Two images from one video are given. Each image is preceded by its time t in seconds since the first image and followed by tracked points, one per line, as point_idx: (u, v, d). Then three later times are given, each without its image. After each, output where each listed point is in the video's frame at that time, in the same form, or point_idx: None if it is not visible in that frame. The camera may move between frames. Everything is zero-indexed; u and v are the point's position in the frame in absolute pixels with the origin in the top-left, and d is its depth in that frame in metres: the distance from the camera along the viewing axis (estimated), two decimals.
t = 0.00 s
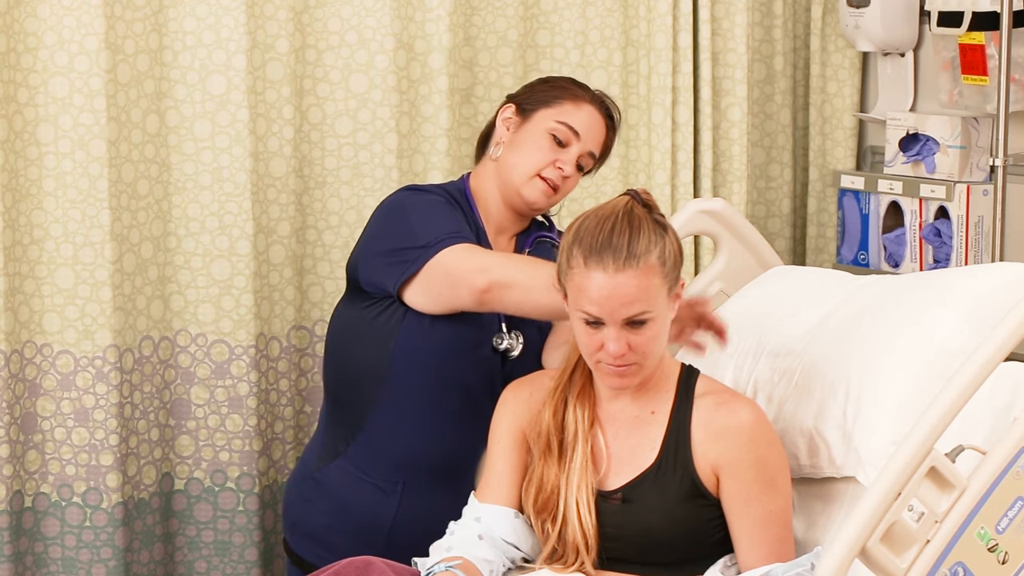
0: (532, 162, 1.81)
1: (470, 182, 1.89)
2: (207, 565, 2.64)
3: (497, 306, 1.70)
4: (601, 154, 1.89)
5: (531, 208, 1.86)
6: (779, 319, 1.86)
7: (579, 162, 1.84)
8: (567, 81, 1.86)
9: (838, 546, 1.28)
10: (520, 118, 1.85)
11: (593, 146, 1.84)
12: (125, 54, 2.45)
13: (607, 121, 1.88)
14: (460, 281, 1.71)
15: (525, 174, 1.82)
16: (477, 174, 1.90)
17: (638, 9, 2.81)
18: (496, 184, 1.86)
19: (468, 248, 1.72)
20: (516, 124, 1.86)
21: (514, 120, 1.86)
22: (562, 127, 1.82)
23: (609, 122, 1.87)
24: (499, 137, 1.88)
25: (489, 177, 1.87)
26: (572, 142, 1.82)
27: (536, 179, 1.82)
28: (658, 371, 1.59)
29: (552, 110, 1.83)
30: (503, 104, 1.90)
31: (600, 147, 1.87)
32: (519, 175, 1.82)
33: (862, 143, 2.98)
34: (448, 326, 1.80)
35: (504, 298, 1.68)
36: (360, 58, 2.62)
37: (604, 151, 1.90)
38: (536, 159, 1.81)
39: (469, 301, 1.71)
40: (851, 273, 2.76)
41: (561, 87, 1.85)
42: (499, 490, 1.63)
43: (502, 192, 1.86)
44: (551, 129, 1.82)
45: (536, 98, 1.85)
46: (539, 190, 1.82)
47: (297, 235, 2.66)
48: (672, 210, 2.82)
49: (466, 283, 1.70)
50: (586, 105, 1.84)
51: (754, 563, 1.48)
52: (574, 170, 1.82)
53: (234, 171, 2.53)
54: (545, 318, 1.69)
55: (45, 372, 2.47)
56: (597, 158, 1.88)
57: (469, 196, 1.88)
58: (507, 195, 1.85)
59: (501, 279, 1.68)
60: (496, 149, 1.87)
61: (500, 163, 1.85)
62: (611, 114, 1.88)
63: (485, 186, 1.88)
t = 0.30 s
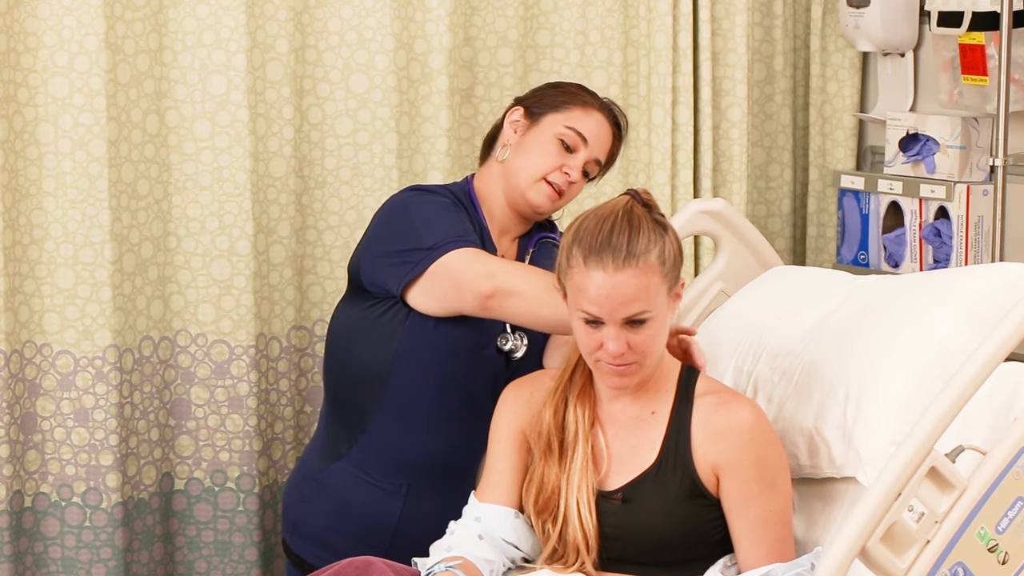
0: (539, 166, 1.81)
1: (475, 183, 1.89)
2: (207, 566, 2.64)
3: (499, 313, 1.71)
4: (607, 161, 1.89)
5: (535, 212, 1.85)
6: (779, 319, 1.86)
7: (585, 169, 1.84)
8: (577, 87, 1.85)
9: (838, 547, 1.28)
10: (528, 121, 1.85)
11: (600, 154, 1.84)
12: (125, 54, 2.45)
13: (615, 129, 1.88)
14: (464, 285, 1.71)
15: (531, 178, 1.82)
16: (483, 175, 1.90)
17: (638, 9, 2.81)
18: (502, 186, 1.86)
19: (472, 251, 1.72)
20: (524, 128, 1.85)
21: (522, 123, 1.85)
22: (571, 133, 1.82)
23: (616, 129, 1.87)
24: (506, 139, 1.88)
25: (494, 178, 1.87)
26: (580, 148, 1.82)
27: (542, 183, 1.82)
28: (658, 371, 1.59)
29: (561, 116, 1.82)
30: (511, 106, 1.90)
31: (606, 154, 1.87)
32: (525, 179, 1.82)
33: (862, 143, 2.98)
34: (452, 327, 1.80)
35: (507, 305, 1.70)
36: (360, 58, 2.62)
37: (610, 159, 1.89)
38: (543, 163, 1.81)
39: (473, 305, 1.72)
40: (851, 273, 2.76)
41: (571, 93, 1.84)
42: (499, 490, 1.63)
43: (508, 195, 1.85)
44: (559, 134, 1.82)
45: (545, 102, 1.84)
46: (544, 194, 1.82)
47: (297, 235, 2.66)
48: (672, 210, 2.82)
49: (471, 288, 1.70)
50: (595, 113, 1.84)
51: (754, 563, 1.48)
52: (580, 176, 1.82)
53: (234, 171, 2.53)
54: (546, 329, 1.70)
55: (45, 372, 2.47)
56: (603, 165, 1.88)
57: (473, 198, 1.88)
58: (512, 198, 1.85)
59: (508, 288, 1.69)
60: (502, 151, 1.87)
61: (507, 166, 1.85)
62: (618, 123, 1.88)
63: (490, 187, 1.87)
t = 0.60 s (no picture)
0: (541, 167, 1.81)
1: (476, 184, 1.89)
2: (207, 565, 2.64)
3: (508, 310, 1.71)
4: (608, 163, 1.89)
5: (536, 213, 1.85)
6: (780, 318, 1.86)
7: (586, 170, 1.84)
8: (578, 89, 1.85)
9: (838, 546, 1.28)
10: (530, 123, 1.85)
11: (602, 156, 1.84)
12: (125, 54, 2.46)
13: (616, 132, 1.88)
14: (470, 285, 1.71)
15: (534, 179, 1.82)
16: (484, 175, 1.90)
17: (638, 9, 2.81)
18: (504, 187, 1.86)
19: (477, 249, 1.72)
20: (525, 129, 1.85)
21: (524, 124, 1.85)
22: (573, 134, 1.81)
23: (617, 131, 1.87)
24: (507, 140, 1.87)
25: (496, 179, 1.87)
26: (582, 150, 1.82)
27: (544, 184, 1.82)
28: (658, 371, 1.59)
29: (563, 117, 1.82)
30: (512, 107, 1.90)
31: (607, 155, 1.87)
32: (527, 180, 1.82)
33: (862, 143, 2.98)
34: (453, 327, 1.80)
35: (514, 301, 1.69)
36: (360, 58, 2.62)
37: (611, 161, 1.90)
38: (545, 164, 1.81)
39: (479, 304, 1.72)
40: (851, 273, 2.76)
41: (573, 95, 1.84)
42: (499, 490, 1.63)
43: (509, 196, 1.86)
44: (562, 135, 1.81)
45: (547, 104, 1.84)
46: (546, 195, 1.82)
47: (297, 235, 2.66)
48: (672, 210, 2.82)
49: (477, 288, 1.70)
50: (597, 114, 1.84)
51: (754, 563, 1.48)
52: (582, 178, 1.82)
53: (234, 171, 2.53)
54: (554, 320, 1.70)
55: (45, 372, 2.47)
56: (604, 167, 1.88)
57: (474, 197, 1.88)
58: (513, 199, 1.85)
59: (513, 283, 1.68)
60: (504, 152, 1.86)
61: (509, 167, 1.85)
62: (619, 125, 1.88)
63: (492, 188, 1.87)
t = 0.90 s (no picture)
0: (542, 168, 1.81)
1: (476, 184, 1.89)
2: (207, 566, 2.64)
3: (508, 312, 1.70)
4: (608, 165, 1.89)
5: (536, 213, 1.85)
6: (780, 318, 1.86)
7: (587, 172, 1.84)
8: (580, 91, 1.85)
9: (838, 546, 1.28)
10: (531, 123, 1.85)
11: (602, 158, 1.84)
12: (125, 54, 2.46)
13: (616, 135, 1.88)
14: (471, 286, 1.71)
15: (534, 179, 1.82)
16: (484, 176, 1.90)
17: (638, 9, 2.81)
18: (504, 188, 1.86)
19: (477, 249, 1.72)
20: (526, 130, 1.85)
21: (525, 125, 1.85)
22: (574, 136, 1.81)
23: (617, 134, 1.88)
24: (508, 141, 1.87)
25: (496, 179, 1.87)
26: (583, 151, 1.82)
27: (544, 184, 1.82)
28: (659, 371, 1.59)
29: (565, 119, 1.82)
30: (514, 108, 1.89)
31: (607, 158, 1.87)
32: (527, 181, 1.82)
33: (862, 143, 2.98)
34: (453, 328, 1.80)
35: (514, 302, 1.69)
36: (360, 58, 2.62)
37: (611, 164, 1.90)
38: (546, 165, 1.81)
39: (479, 305, 1.72)
40: (851, 273, 2.76)
41: (574, 97, 1.84)
42: (500, 490, 1.63)
43: (509, 196, 1.86)
44: (563, 137, 1.81)
45: (548, 105, 1.84)
46: (546, 195, 1.82)
47: (297, 235, 2.66)
48: (672, 210, 2.82)
49: (478, 289, 1.70)
50: (598, 117, 1.84)
51: (754, 563, 1.48)
52: (582, 180, 1.82)
53: (234, 171, 2.53)
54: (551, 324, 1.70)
55: (45, 372, 2.47)
56: (604, 169, 1.88)
57: (474, 198, 1.88)
58: (513, 199, 1.85)
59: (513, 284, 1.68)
60: (505, 153, 1.86)
61: (509, 167, 1.85)
62: (620, 129, 1.89)
63: (492, 188, 1.87)
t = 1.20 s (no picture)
0: (541, 172, 1.81)
1: (477, 184, 1.89)
2: (207, 565, 2.64)
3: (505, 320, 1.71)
4: (608, 171, 1.89)
5: (534, 217, 1.86)
6: (779, 319, 1.86)
7: (586, 178, 1.84)
8: (584, 95, 1.85)
9: (838, 546, 1.28)
10: (533, 126, 1.84)
11: (602, 164, 1.84)
12: (125, 54, 2.46)
13: (619, 140, 1.88)
14: (470, 292, 1.71)
15: (533, 183, 1.82)
16: (485, 176, 1.90)
17: (638, 9, 2.81)
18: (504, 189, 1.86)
19: (478, 254, 1.72)
20: (529, 132, 1.85)
21: (528, 128, 1.85)
22: (575, 141, 1.81)
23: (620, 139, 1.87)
24: (510, 143, 1.87)
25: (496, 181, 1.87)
26: (583, 158, 1.82)
27: (542, 189, 1.82)
28: (659, 372, 1.59)
29: (567, 124, 1.82)
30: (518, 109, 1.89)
31: (608, 164, 1.87)
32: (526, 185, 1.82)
33: (862, 143, 2.98)
34: (454, 330, 1.80)
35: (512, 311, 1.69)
36: (360, 58, 2.62)
37: (612, 169, 1.90)
38: (545, 169, 1.81)
39: (478, 310, 1.71)
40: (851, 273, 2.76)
41: (578, 102, 1.84)
42: (500, 491, 1.63)
43: (508, 198, 1.86)
44: (563, 142, 1.81)
45: (552, 108, 1.84)
46: (545, 200, 1.82)
47: (297, 235, 2.66)
48: (672, 210, 2.82)
49: (477, 295, 1.70)
50: (600, 123, 1.84)
51: (754, 564, 1.48)
52: (581, 186, 1.82)
53: (234, 171, 2.53)
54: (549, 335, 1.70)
55: (45, 372, 2.47)
56: (604, 175, 1.88)
57: (474, 197, 1.88)
58: (512, 202, 1.85)
59: (513, 292, 1.68)
60: (507, 154, 1.87)
61: (509, 169, 1.85)
62: (623, 135, 1.88)
63: (491, 189, 1.88)
